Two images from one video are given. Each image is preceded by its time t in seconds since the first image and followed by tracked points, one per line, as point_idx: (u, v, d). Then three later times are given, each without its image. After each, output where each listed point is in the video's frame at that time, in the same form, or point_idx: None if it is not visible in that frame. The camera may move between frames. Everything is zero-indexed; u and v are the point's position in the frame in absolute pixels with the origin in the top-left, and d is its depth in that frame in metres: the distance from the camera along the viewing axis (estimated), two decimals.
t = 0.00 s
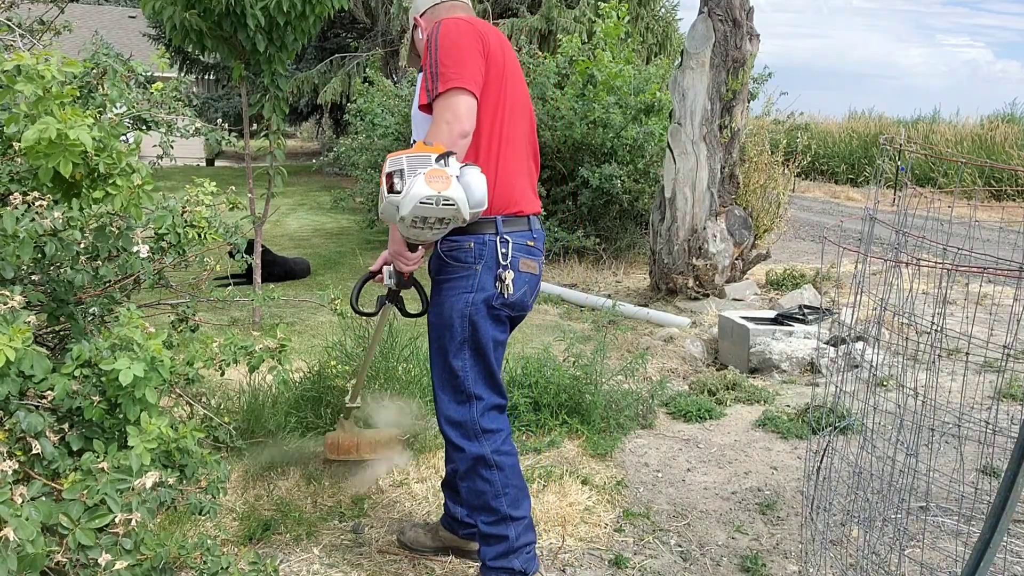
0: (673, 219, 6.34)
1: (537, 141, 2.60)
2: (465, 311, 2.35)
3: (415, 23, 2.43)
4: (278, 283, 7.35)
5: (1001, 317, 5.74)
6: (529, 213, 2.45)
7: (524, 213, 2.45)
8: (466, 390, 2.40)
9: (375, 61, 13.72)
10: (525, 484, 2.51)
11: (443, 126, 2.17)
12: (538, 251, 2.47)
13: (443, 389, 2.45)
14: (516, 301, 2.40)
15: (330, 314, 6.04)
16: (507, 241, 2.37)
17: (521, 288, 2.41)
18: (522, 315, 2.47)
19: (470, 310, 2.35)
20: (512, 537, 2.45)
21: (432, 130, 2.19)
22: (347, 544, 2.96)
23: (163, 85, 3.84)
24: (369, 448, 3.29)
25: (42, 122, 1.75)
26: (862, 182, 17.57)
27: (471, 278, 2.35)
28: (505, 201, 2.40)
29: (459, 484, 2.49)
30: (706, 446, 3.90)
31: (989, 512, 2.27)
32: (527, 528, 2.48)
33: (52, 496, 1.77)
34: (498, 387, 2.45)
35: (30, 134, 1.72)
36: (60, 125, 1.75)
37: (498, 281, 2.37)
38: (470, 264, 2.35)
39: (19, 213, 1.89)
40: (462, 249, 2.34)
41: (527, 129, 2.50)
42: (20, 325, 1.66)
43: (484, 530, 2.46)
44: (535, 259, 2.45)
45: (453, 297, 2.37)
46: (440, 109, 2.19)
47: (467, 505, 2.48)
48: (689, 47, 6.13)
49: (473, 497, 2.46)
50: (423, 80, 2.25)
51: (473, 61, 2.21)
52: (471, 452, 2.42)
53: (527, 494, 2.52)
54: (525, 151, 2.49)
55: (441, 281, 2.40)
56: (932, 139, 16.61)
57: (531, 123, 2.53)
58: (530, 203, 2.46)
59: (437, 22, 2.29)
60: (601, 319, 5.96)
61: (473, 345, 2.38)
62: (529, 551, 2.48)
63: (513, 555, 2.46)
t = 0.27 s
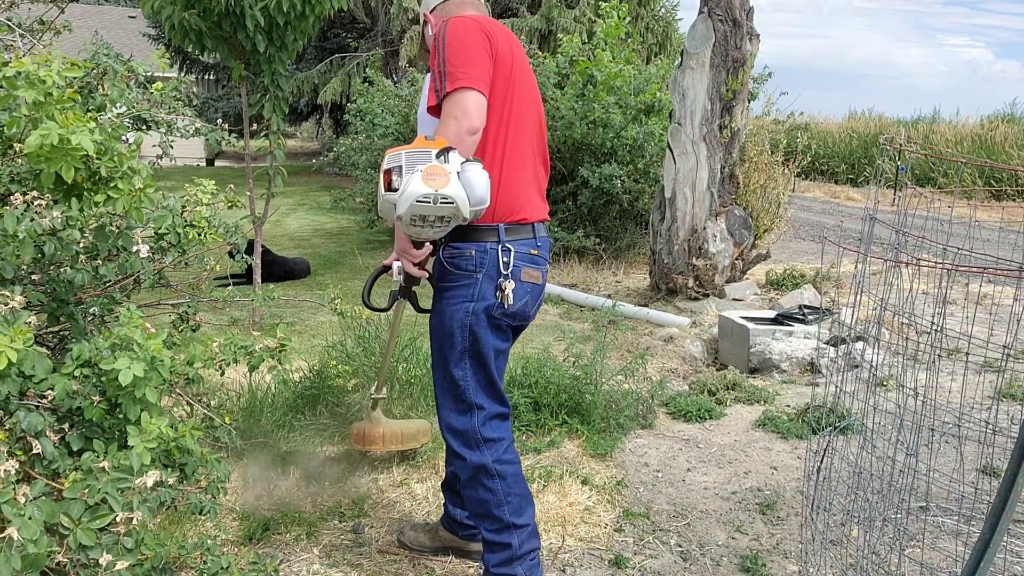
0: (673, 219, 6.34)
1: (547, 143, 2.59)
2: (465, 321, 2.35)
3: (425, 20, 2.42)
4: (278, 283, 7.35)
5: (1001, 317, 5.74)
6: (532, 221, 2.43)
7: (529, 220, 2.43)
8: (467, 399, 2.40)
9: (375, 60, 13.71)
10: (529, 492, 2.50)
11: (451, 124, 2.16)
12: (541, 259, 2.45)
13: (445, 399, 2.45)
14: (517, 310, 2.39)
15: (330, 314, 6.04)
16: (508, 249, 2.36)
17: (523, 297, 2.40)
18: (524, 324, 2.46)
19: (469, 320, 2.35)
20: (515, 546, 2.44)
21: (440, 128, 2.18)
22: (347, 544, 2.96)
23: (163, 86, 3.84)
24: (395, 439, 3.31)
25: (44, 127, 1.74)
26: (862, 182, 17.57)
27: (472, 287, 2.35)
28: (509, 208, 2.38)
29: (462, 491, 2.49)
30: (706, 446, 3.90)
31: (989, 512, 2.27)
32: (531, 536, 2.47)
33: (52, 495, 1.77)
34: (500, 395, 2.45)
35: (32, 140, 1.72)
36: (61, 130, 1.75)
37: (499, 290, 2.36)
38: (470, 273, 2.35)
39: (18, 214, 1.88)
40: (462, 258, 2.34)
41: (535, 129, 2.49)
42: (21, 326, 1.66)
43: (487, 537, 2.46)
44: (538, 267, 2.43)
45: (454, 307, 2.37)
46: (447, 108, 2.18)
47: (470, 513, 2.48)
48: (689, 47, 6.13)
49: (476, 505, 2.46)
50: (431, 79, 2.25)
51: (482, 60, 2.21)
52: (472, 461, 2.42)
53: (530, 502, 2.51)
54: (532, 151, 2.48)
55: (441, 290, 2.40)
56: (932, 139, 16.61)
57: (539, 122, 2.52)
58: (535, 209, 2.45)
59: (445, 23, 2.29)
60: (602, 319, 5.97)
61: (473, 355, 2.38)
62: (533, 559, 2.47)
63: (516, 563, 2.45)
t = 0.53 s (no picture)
0: (673, 219, 6.34)
1: (560, 146, 2.57)
2: (480, 330, 2.33)
3: (433, 20, 2.38)
4: (278, 283, 7.35)
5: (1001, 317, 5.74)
6: (552, 225, 2.42)
7: (547, 226, 2.41)
8: (479, 408, 2.38)
9: (375, 60, 13.71)
10: (536, 502, 2.48)
11: (473, 113, 2.10)
12: (559, 267, 2.43)
13: (458, 406, 2.43)
14: (532, 319, 2.36)
15: (330, 314, 6.04)
16: (525, 257, 2.34)
17: (539, 306, 2.38)
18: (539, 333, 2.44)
19: (485, 329, 2.33)
20: (519, 555, 2.42)
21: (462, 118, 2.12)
22: (348, 544, 2.96)
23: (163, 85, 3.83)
24: (402, 436, 3.32)
25: (43, 125, 1.75)
26: (862, 182, 17.57)
27: (487, 295, 2.33)
28: (526, 213, 2.36)
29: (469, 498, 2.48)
30: (706, 446, 3.90)
31: (989, 512, 2.27)
32: (536, 545, 2.46)
33: (53, 496, 1.77)
34: (512, 405, 2.43)
35: (31, 137, 1.72)
36: (60, 127, 1.75)
37: (515, 299, 2.34)
38: (486, 281, 2.33)
39: (19, 214, 1.88)
40: (478, 265, 2.32)
41: (549, 130, 2.47)
42: (21, 326, 1.66)
43: (492, 545, 2.45)
44: (555, 276, 2.41)
45: (469, 314, 2.35)
46: (468, 97, 2.12)
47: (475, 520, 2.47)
48: (689, 47, 6.13)
49: (482, 512, 2.45)
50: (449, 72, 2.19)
51: (500, 49, 2.17)
52: (480, 470, 2.40)
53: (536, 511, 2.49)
54: (547, 153, 2.46)
55: (457, 297, 2.38)
56: (932, 139, 16.62)
57: (553, 124, 2.50)
58: (552, 213, 2.43)
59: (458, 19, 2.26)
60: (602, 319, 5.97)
61: (487, 363, 2.36)
62: (536, 569, 2.46)
63: (520, 571, 2.43)
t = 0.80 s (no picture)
0: (673, 219, 6.34)
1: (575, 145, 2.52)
2: (514, 338, 2.28)
3: (430, 28, 2.37)
4: (278, 283, 7.35)
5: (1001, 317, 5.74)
6: (580, 230, 2.41)
7: (574, 230, 2.39)
8: (506, 417, 2.34)
9: (375, 60, 13.71)
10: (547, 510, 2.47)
11: (500, 119, 2.02)
12: (589, 271, 2.42)
13: (481, 413, 2.38)
14: (563, 325, 2.37)
15: (330, 314, 6.04)
16: (559, 263, 2.31)
17: (569, 312, 2.37)
18: (564, 340, 2.43)
19: (519, 338, 2.28)
20: (526, 560, 2.41)
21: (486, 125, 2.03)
22: (348, 544, 2.96)
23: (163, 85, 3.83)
24: (405, 477, 3.18)
25: (43, 125, 1.74)
26: (861, 182, 17.58)
27: (521, 300, 2.29)
28: (556, 219, 2.32)
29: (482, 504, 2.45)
30: (706, 446, 3.90)
31: (988, 512, 2.27)
32: (543, 553, 2.45)
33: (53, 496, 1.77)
34: (535, 414, 2.40)
35: (31, 138, 1.72)
36: (60, 127, 1.75)
37: (548, 305, 2.32)
38: (520, 286, 2.28)
39: (20, 214, 1.88)
40: (514, 270, 2.27)
41: (567, 130, 2.43)
42: (22, 325, 1.66)
43: (500, 550, 2.43)
44: (586, 281, 2.40)
45: (502, 321, 2.29)
46: (491, 104, 2.03)
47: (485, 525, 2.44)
48: (689, 47, 6.13)
49: (495, 517, 2.42)
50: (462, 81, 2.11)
51: (515, 53, 2.09)
52: (500, 479, 2.37)
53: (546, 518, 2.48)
54: (568, 152, 2.43)
55: (488, 303, 2.31)
56: (932, 139, 16.62)
57: (569, 123, 2.46)
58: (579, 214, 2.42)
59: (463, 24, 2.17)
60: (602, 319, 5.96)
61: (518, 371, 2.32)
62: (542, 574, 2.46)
63: None
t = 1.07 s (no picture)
0: (673, 219, 6.34)
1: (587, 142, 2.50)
2: (522, 342, 2.28)
3: (430, 20, 2.35)
4: (278, 283, 7.35)
5: (1001, 318, 5.74)
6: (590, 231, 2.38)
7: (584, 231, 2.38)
8: (512, 419, 2.34)
9: (375, 60, 13.72)
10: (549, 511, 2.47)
11: (514, 133, 2.02)
12: (598, 273, 2.40)
13: (487, 414, 2.38)
14: (573, 329, 2.37)
15: (330, 314, 6.04)
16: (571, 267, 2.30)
17: (578, 316, 2.37)
18: (571, 344, 2.42)
19: (528, 342, 2.28)
20: (527, 562, 2.41)
21: (501, 139, 2.04)
22: (347, 544, 2.96)
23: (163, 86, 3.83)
24: (360, 454, 3.26)
25: (44, 127, 1.74)
26: (861, 182, 17.58)
27: (533, 306, 2.26)
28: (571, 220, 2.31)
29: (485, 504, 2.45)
30: (706, 446, 3.90)
31: (988, 511, 2.27)
32: (544, 554, 2.45)
33: (53, 496, 1.77)
34: (541, 417, 2.39)
35: (32, 140, 1.72)
36: (61, 129, 1.75)
37: (558, 310, 2.31)
38: (531, 292, 2.25)
39: (19, 215, 1.87)
40: (525, 276, 2.24)
41: (578, 134, 2.38)
42: (22, 326, 1.66)
43: (501, 551, 2.43)
44: (596, 284, 2.39)
45: (511, 325, 2.27)
46: (505, 117, 2.04)
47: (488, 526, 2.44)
48: (689, 47, 6.13)
49: (497, 518, 2.43)
50: (473, 89, 2.11)
51: (529, 62, 2.08)
52: (504, 481, 2.37)
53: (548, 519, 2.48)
54: (579, 157, 2.37)
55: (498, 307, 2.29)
56: (932, 139, 16.62)
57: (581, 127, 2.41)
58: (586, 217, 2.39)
59: (474, 25, 2.16)
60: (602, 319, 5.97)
61: (525, 374, 2.31)
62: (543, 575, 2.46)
63: None
